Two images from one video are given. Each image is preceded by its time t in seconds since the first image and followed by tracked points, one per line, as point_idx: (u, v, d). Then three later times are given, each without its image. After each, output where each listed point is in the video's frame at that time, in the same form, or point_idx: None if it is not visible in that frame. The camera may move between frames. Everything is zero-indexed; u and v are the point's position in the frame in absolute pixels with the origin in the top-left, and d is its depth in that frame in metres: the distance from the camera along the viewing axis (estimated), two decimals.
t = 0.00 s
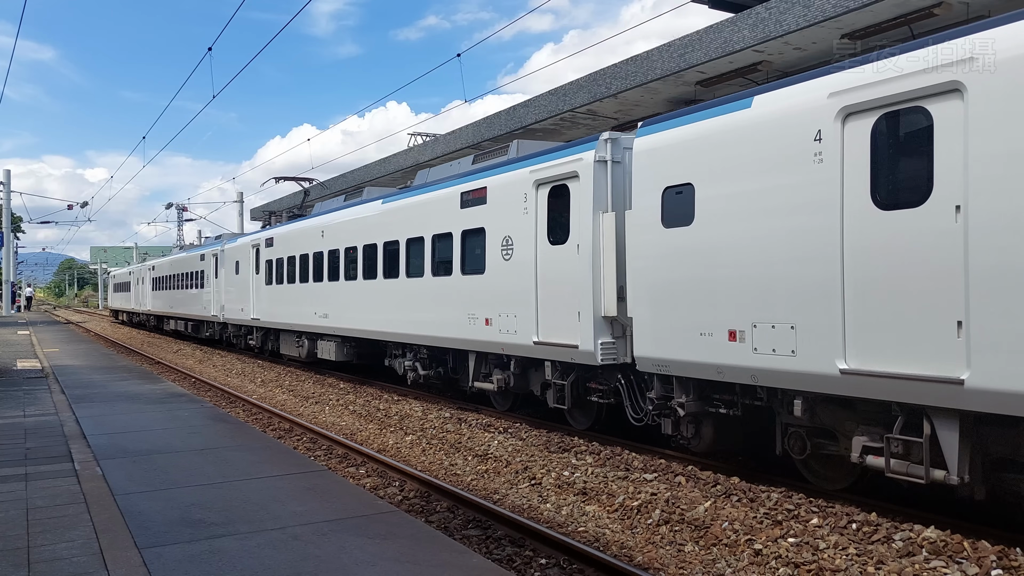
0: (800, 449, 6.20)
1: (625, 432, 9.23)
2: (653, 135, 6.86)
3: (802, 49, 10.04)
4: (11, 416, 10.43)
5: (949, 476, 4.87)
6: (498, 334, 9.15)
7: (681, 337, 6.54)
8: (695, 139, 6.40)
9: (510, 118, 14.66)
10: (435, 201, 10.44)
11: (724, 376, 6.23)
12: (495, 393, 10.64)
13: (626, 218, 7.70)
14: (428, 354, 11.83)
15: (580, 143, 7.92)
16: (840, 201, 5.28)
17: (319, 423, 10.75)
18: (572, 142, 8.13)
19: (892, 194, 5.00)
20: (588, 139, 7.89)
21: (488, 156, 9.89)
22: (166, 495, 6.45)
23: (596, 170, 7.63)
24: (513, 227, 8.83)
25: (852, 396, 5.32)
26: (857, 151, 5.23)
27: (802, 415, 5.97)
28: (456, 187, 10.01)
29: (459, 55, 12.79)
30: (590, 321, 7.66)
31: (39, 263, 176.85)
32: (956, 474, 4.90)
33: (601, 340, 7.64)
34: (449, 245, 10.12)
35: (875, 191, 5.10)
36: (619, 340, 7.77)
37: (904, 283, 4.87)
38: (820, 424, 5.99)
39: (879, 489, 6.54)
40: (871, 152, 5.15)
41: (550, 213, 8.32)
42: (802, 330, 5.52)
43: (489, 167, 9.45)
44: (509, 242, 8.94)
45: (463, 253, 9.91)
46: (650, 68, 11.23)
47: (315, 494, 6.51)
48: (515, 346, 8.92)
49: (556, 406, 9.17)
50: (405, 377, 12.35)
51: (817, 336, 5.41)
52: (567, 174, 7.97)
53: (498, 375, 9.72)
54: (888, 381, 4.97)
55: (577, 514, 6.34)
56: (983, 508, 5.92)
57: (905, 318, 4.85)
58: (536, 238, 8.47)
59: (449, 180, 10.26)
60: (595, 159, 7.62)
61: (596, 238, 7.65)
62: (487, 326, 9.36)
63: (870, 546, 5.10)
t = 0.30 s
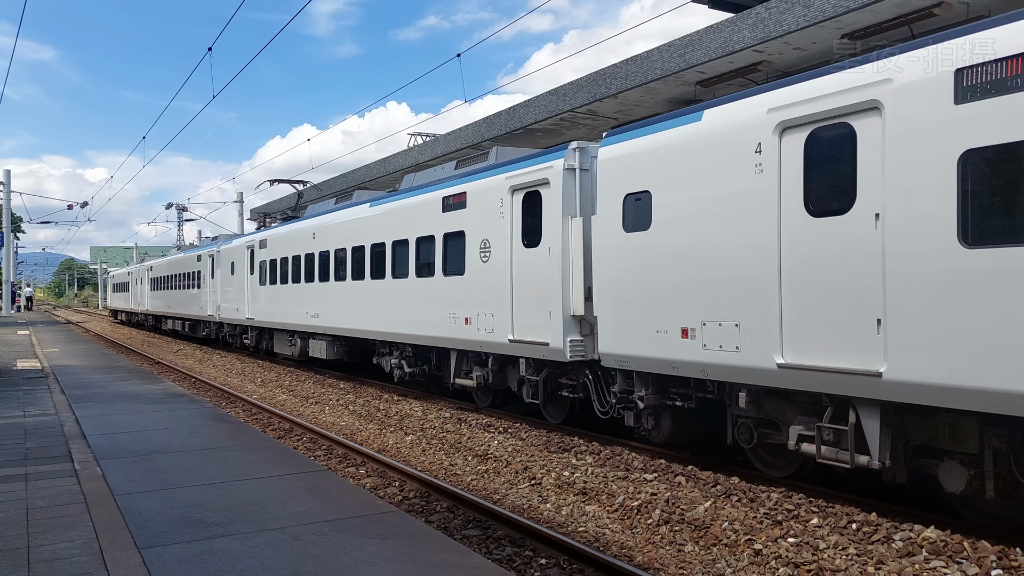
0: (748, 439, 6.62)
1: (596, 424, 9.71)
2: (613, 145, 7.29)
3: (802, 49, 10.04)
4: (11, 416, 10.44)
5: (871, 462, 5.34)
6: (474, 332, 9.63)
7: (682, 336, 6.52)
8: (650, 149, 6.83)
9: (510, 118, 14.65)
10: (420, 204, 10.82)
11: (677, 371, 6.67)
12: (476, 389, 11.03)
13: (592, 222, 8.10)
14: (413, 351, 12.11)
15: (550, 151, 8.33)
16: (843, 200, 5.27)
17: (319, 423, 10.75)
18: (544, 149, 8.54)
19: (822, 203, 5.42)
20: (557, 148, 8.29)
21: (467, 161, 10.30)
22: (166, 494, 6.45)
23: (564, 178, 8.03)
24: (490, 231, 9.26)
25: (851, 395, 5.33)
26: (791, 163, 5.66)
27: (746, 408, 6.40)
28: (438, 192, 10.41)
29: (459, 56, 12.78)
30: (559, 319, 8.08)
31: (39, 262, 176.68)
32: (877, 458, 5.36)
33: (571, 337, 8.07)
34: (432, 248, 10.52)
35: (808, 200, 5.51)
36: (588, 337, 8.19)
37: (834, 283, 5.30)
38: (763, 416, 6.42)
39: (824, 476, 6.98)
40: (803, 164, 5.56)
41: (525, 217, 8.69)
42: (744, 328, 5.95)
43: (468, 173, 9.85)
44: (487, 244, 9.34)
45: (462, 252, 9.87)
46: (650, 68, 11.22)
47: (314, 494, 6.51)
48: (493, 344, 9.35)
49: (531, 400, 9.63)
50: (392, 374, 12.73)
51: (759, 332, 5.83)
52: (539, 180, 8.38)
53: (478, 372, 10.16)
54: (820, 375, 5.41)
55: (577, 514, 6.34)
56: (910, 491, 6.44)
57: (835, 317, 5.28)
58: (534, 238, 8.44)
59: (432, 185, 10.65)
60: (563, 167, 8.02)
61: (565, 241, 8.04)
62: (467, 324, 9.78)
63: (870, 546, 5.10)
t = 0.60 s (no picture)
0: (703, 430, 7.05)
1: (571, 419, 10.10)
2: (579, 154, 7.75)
3: (802, 49, 10.04)
4: (11, 416, 10.43)
5: (806, 447, 5.84)
6: (454, 330, 10.11)
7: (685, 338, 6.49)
8: (613, 159, 7.28)
9: (510, 118, 14.63)
10: (408, 207, 11.22)
11: (638, 366, 7.13)
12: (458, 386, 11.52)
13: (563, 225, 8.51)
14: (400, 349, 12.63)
15: (525, 159, 8.75)
16: (845, 201, 5.26)
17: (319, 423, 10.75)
18: (522, 156, 8.95)
19: (764, 210, 5.84)
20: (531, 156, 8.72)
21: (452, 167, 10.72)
22: (166, 495, 6.45)
23: (537, 184, 8.43)
24: (470, 235, 9.70)
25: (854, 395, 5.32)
26: (738, 173, 6.08)
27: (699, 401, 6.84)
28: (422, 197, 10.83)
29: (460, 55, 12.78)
30: (532, 318, 8.51)
31: (39, 262, 176.65)
32: (811, 444, 5.85)
33: (543, 335, 8.46)
34: (417, 250, 10.92)
35: (753, 207, 5.93)
36: (560, 335, 8.59)
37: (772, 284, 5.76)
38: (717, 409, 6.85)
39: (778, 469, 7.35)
40: (748, 174, 5.98)
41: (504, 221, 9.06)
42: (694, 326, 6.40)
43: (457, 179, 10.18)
44: (468, 247, 9.78)
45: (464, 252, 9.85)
46: (650, 68, 11.22)
47: (314, 494, 6.51)
48: (472, 342, 9.80)
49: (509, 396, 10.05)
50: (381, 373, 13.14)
51: (708, 329, 6.28)
52: (513, 187, 8.79)
53: (459, 369, 10.62)
54: (760, 368, 5.87)
55: (577, 514, 6.34)
56: (856, 483, 6.82)
57: (777, 315, 5.72)
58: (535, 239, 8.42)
59: (419, 189, 11.07)
60: (535, 174, 8.43)
61: (538, 245, 8.45)
62: (448, 323, 10.26)
63: (870, 546, 5.10)
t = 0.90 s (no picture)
0: (662, 422, 7.46)
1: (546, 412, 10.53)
2: (549, 162, 8.19)
3: (802, 49, 10.04)
4: (11, 416, 10.44)
5: (749, 437, 6.31)
6: (434, 329, 10.52)
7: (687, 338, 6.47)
8: (579, 166, 7.71)
9: (510, 118, 14.61)
10: (394, 210, 11.52)
11: (603, 362, 7.54)
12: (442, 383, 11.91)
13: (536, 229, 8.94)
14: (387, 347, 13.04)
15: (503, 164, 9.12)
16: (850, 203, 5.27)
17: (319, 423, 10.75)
18: (501, 162, 9.31)
19: (712, 215, 6.25)
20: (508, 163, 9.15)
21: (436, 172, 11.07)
22: (166, 495, 6.45)
23: (513, 190, 8.85)
24: (450, 237, 10.09)
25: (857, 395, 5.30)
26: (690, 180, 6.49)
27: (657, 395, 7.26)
28: (406, 200, 11.22)
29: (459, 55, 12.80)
30: (508, 318, 8.91)
31: (39, 263, 176.52)
32: (754, 434, 6.30)
33: (518, 333, 8.91)
34: (400, 251, 11.30)
35: (702, 213, 6.33)
36: (533, 334, 9.04)
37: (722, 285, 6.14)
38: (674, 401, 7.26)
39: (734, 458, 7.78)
40: (699, 181, 6.38)
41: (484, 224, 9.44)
42: (652, 324, 6.81)
43: (458, 179, 10.09)
44: (449, 249, 10.14)
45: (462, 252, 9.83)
46: (650, 68, 11.22)
47: (314, 494, 6.51)
48: (451, 340, 10.19)
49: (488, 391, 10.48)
50: (368, 369, 13.59)
51: (664, 327, 6.69)
52: (489, 192, 9.22)
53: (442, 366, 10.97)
54: (711, 365, 6.28)
55: (577, 514, 6.34)
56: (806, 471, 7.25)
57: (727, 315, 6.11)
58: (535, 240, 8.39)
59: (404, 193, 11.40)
60: (511, 180, 8.84)
61: (514, 248, 8.88)
62: (431, 322, 10.58)
63: (870, 546, 5.10)
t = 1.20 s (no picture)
0: (628, 415, 7.91)
1: (523, 408, 10.98)
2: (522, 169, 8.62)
3: (802, 49, 10.04)
4: (11, 416, 10.43)
5: (701, 426, 6.78)
6: (414, 327, 10.93)
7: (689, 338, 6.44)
8: (548, 173, 8.14)
9: (510, 118, 14.61)
10: (382, 213, 11.84)
11: (570, 359, 7.95)
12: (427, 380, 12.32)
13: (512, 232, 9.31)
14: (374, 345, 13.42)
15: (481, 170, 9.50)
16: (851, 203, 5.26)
17: (319, 423, 10.75)
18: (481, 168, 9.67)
19: (667, 220, 6.68)
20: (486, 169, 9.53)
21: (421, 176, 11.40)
22: (167, 495, 6.45)
23: (490, 195, 9.23)
24: (432, 240, 10.46)
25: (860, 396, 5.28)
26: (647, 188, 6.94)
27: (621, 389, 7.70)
28: (392, 204, 11.56)
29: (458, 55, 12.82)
30: (486, 317, 9.27)
31: (39, 263, 176.55)
32: (705, 424, 6.75)
33: (496, 332, 9.28)
34: (387, 253, 11.63)
35: (664, 218, 6.70)
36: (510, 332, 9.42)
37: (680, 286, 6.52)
38: (638, 396, 7.69)
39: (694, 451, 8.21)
40: (656, 189, 6.82)
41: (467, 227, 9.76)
42: (616, 323, 7.21)
43: (459, 177, 10.01)
44: (431, 251, 10.50)
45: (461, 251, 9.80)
46: (651, 68, 11.21)
47: (314, 494, 6.51)
48: (433, 338, 10.55)
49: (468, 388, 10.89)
50: (356, 368, 13.96)
51: (627, 325, 7.09)
52: (469, 197, 9.61)
53: (426, 364, 11.37)
54: (668, 360, 6.70)
55: (577, 514, 6.34)
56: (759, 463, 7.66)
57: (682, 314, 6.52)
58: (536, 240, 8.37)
59: (390, 197, 11.73)
60: (488, 185, 9.22)
61: (491, 250, 9.26)
62: (415, 321, 10.93)
63: (870, 546, 5.10)
